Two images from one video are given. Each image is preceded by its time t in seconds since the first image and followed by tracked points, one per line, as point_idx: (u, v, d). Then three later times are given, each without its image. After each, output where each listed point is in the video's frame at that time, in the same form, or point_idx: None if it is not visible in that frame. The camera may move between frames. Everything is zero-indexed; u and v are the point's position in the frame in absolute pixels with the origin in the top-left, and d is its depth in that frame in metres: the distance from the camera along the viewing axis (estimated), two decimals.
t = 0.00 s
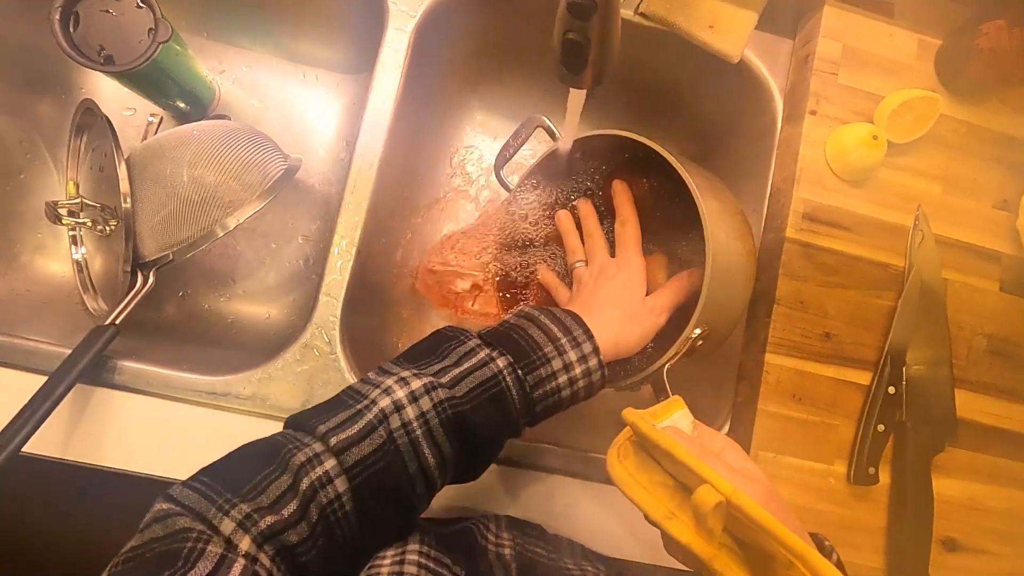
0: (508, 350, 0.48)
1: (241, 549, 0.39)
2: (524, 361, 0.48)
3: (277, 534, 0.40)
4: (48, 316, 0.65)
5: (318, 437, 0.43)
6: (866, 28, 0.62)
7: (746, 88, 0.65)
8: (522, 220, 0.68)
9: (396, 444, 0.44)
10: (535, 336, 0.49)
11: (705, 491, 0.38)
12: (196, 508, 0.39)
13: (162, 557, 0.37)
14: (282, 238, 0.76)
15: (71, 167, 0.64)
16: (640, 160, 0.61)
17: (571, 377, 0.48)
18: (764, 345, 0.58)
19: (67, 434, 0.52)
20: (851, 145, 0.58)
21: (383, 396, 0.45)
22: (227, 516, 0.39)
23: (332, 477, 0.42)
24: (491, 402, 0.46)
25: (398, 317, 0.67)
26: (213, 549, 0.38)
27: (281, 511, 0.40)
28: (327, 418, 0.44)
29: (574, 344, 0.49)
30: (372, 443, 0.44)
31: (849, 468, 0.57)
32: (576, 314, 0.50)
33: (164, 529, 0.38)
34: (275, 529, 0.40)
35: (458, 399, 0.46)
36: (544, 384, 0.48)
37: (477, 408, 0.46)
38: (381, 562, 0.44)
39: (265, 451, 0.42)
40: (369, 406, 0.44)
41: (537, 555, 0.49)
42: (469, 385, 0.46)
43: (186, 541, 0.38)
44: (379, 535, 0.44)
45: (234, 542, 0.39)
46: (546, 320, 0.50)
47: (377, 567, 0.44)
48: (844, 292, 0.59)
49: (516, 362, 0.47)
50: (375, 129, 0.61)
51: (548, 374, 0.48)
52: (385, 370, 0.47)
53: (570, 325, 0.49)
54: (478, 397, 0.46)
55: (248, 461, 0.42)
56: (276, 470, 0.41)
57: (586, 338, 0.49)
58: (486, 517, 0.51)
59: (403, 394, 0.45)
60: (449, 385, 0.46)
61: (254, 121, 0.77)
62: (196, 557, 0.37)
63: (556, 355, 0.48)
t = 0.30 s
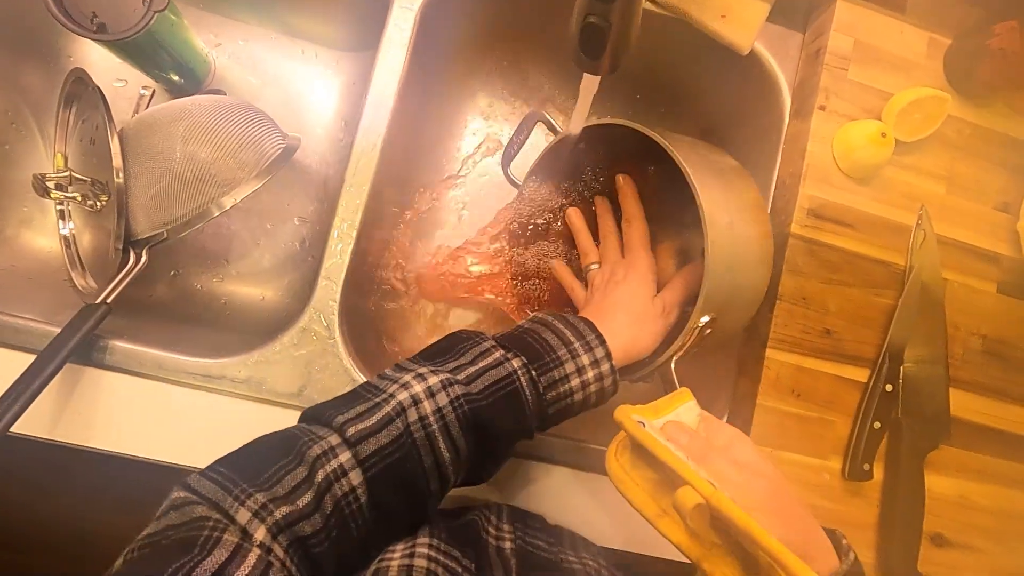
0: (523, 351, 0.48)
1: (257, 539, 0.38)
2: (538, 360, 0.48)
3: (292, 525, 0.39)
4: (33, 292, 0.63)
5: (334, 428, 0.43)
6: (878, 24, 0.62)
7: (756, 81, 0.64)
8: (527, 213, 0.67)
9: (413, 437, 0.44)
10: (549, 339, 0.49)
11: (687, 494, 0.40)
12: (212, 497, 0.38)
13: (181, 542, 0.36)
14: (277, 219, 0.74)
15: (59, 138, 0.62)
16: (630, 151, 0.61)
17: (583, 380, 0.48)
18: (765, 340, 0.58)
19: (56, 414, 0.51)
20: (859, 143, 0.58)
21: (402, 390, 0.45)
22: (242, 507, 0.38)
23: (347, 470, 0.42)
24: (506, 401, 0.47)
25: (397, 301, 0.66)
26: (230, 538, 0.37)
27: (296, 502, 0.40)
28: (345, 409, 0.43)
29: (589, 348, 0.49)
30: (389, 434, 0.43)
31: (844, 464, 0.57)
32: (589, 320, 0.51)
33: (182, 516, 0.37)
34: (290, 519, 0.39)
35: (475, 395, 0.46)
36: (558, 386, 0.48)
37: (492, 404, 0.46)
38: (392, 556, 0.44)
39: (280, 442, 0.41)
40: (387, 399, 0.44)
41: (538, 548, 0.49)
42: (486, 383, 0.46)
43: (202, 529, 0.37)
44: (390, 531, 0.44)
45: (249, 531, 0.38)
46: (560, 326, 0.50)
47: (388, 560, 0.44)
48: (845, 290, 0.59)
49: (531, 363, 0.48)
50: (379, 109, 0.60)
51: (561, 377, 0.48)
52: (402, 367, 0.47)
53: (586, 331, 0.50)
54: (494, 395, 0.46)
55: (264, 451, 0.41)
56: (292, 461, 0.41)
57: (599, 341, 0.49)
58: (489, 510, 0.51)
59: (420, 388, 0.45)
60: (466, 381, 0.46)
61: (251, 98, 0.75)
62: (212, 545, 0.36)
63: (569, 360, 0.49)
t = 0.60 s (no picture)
0: (530, 343, 0.49)
1: (264, 529, 0.38)
2: (545, 351, 0.48)
3: (299, 515, 0.40)
4: (23, 278, 0.62)
5: (339, 419, 0.43)
6: (878, 21, 0.62)
7: (757, 75, 0.64)
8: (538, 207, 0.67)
9: (418, 429, 0.45)
10: (556, 330, 0.49)
11: (668, 504, 0.41)
12: (220, 487, 0.39)
13: (188, 532, 0.36)
14: (273, 208, 0.74)
15: (52, 122, 0.61)
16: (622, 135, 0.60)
17: (591, 372, 0.49)
18: (762, 334, 0.59)
19: (49, 401, 0.50)
20: (858, 138, 0.59)
21: (408, 380, 0.45)
22: (250, 496, 0.39)
23: (352, 461, 0.42)
24: (511, 391, 0.47)
25: (394, 291, 0.66)
26: (238, 527, 0.37)
27: (302, 492, 0.40)
28: (351, 400, 0.44)
29: (596, 339, 0.49)
30: (394, 426, 0.44)
31: (838, 456, 0.58)
32: (596, 313, 0.51)
33: (189, 504, 0.38)
34: (297, 509, 0.40)
35: (480, 386, 0.46)
36: (564, 378, 0.48)
37: (498, 396, 0.46)
38: (398, 547, 0.46)
39: (287, 431, 0.42)
40: (392, 390, 0.45)
41: (540, 545, 0.49)
42: (491, 374, 0.47)
43: (211, 517, 0.37)
44: (397, 522, 0.45)
45: (257, 521, 0.38)
46: (567, 317, 0.51)
47: (394, 552, 0.45)
48: (842, 284, 0.60)
49: (537, 354, 0.48)
50: (380, 97, 0.59)
51: (568, 368, 0.49)
52: (408, 357, 0.47)
53: (593, 322, 0.50)
54: (499, 386, 0.47)
55: (270, 441, 0.41)
56: (297, 452, 0.41)
57: (607, 332, 0.50)
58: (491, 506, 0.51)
59: (426, 379, 0.46)
60: (471, 373, 0.46)
61: (247, 84, 0.74)
62: (221, 533, 0.37)
63: (575, 351, 0.49)
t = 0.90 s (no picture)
0: (535, 336, 0.48)
1: (273, 520, 0.39)
2: (550, 343, 0.48)
3: (307, 507, 0.40)
4: (11, 267, 0.61)
5: (346, 412, 0.43)
6: (872, 18, 0.63)
7: (753, 71, 0.65)
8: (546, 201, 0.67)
9: (423, 423, 0.45)
10: (560, 323, 0.49)
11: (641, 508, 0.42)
12: (228, 479, 0.39)
13: (199, 523, 0.37)
14: (268, 199, 0.73)
15: (41, 109, 0.60)
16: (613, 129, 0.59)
17: (595, 365, 0.49)
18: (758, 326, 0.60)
19: (41, 392, 0.49)
20: (853, 133, 0.59)
21: (413, 374, 0.45)
22: (259, 489, 0.39)
23: (359, 454, 0.43)
24: (516, 384, 0.47)
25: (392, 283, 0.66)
26: (248, 518, 0.38)
27: (310, 485, 0.41)
28: (357, 394, 0.44)
29: (600, 332, 0.49)
30: (400, 419, 0.44)
31: (832, 446, 0.59)
32: (600, 306, 0.51)
33: (199, 497, 0.38)
34: (305, 502, 0.40)
35: (485, 379, 0.46)
36: (570, 371, 0.48)
37: (503, 389, 0.46)
38: (404, 542, 0.45)
39: (295, 424, 0.42)
40: (398, 383, 0.45)
41: (541, 546, 0.49)
42: (496, 367, 0.47)
43: (221, 509, 0.38)
44: (403, 516, 0.46)
45: (266, 513, 0.39)
46: (571, 310, 0.51)
47: (400, 546, 0.45)
48: (836, 277, 0.60)
49: (542, 347, 0.48)
50: (379, 87, 0.59)
51: (573, 361, 0.49)
52: (414, 350, 0.47)
53: (597, 316, 0.50)
54: (503, 379, 0.47)
55: (278, 434, 0.41)
56: (305, 445, 0.41)
57: (613, 325, 0.50)
58: (495, 506, 0.50)
59: (431, 373, 0.46)
60: (476, 366, 0.46)
61: (241, 73, 0.73)
62: (231, 525, 0.37)
63: (580, 344, 0.49)
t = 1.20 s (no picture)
0: (540, 331, 0.48)
1: (284, 516, 0.39)
2: (555, 338, 0.48)
3: (316, 503, 0.40)
4: None
5: (353, 408, 0.43)
6: (867, 22, 0.64)
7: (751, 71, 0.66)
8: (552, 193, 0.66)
9: (430, 419, 0.44)
10: (566, 318, 0.49)
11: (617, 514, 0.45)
12: (239, 475, 0.39)
13: (212, 518, 0.37)
14: (261, 188, 0.71)
15: (25, 89, 0.58)
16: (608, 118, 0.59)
17: (601, 360, 0.49)
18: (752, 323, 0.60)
19: (27, 382, 0.48)
20: (848, 135, 0.60)
21: (419, 370, 0.45)
22: (269, 485, 0.39)
23: (366, 450, 0.43)
24: (522, 380, 0.47)
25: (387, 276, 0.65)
26: (259, 512, 0.38)
27: (319, 481, 0.41)
28: (363, 390, 0.44)
29: (606, 326, 0.49)
30: (406, 415, 0.44)
31: (822, 442, 0.60)
32: (605, 300, 0.51)
33: (212, 492, 0.38)
34: (314, 498, 0.40)
35: (491, 374, 0.46)
36: (575, 366, 0.48)
37: (509, 383, 0.46)
38: (412, 538, 0.45)
39: (302, 421, 0.42)
40: (404, 379, 0.45)
41: (540, 543, 0.51)
42: (502, 362, 0.47)
43: (233, 504, 0.38)
44: (410, 514, 0.45)
45: (277, 508, 0.39)
46: (577, 305, 0.51)
47: (408, 542, 0.45)
48: (828, 276, 0.62)
49: (548, 342, 0.48)
50: (380, 78, 0.58)
51: (579, 356, 0.49)
52: (419, 346, 0.47)
53: (604, 310, 0.50)
54: (509, 374, 0.47)
55: (285, 430, 0.41)
56: (313, 441, 0.41)
57: (619, 319, 0.50)
58: (496, 506, 0.51)
59: (437, 369, 0.45)
60: (482, 362, 0.46)
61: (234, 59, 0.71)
62: (243, 519, 0.37)
63: (586, 338, 0.49)
